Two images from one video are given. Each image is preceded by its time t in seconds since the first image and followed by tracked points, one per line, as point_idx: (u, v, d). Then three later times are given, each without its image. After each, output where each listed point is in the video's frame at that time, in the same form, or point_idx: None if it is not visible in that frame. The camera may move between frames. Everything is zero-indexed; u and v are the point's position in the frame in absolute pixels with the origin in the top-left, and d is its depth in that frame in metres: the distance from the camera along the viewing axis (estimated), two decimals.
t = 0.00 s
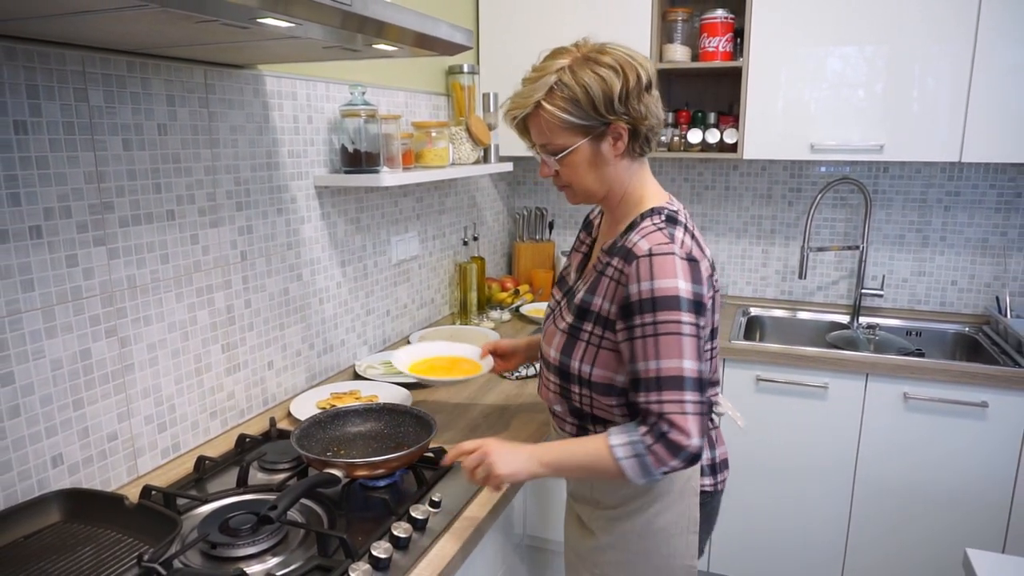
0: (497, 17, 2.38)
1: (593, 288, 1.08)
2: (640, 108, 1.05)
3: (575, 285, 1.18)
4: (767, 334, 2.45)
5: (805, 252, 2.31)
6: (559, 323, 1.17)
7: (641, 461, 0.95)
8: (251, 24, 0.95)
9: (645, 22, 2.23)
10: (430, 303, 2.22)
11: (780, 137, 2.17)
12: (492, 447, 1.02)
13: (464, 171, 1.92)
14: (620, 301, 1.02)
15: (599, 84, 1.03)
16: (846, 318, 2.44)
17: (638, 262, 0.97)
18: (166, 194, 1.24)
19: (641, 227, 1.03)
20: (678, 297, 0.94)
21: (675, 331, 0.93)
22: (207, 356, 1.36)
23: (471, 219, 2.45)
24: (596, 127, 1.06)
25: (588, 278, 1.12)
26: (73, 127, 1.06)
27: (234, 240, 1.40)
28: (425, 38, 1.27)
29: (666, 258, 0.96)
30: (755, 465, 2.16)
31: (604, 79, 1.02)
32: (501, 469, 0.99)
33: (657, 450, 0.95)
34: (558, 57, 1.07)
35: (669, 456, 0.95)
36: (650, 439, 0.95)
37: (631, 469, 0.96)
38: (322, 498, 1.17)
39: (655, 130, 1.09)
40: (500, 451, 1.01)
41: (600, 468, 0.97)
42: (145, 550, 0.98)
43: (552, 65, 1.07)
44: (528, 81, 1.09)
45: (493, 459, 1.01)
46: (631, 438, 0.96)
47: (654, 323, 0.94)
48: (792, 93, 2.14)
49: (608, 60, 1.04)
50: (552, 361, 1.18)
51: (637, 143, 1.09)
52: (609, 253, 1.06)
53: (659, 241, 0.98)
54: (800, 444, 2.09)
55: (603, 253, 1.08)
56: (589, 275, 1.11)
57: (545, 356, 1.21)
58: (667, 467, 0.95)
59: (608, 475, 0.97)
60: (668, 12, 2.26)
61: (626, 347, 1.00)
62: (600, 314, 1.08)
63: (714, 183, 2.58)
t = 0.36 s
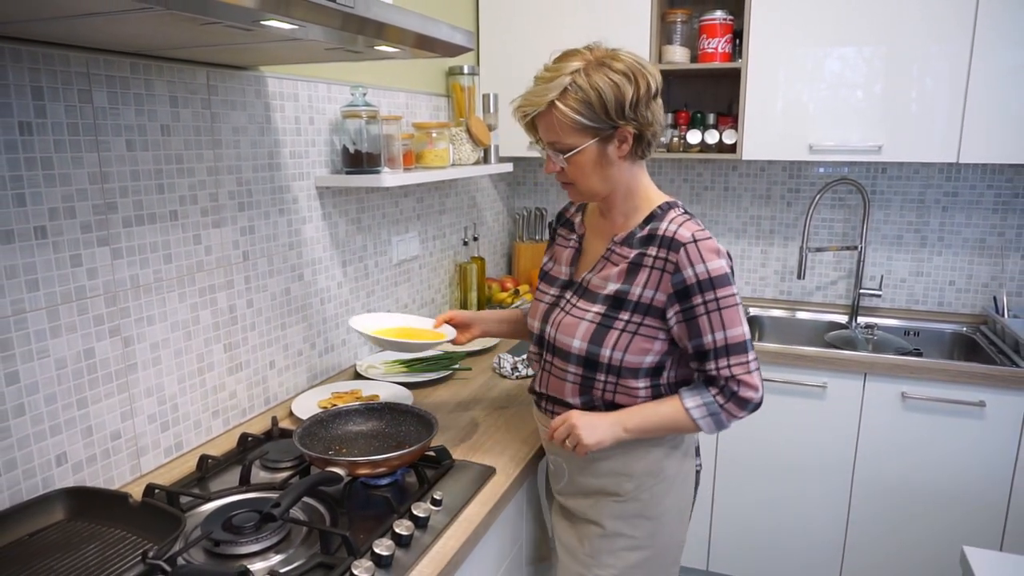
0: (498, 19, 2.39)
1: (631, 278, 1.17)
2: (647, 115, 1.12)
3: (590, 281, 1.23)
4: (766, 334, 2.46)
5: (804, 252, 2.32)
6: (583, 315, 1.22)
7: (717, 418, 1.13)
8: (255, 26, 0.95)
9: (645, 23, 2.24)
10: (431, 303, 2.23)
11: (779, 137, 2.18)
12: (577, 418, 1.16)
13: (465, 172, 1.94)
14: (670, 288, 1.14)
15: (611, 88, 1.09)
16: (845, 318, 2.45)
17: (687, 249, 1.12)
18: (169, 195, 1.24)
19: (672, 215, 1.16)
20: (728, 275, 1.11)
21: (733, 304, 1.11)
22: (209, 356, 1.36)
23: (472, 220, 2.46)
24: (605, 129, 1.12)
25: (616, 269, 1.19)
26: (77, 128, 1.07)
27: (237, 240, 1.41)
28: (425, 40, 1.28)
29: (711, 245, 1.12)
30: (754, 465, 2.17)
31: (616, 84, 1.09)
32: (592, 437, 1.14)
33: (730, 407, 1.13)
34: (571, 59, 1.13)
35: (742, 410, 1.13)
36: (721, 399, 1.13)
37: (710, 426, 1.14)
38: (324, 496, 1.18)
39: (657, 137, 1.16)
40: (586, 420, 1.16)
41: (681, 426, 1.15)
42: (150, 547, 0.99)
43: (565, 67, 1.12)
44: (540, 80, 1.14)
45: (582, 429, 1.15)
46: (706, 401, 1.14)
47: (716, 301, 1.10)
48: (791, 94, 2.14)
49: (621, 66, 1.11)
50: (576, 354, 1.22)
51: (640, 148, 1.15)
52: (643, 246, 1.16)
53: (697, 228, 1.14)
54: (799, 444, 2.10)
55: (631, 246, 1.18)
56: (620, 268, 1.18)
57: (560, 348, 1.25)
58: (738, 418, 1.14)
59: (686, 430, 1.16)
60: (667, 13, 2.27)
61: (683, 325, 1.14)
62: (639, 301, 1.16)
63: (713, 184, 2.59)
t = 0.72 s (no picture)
0: (499, 19, 2.39)
1: (637, 274, 1.18)
2: (639, 118, 1.13)
3: (594, 282, 1.23)
4: (767, 333, 2.47)
5: (805, 252, 2.33)
6: (590, 315, 1.21)
7: (724, 407, 1.15)
8: (261, 25, 0.96)
9: (646, 23, 2.24)
10: (433, 302, 2.24)
11: (779, 137, 2.18)
12: (584, 412, 1.17)
13: (467, 171, 1.94)
14: (676, 280, 1.16)
15: (604, 90, 1.09)
16: (845, 318, 2.45)
17: (692, 240, 1.14)
18: (173, 194, 1.25)
19: (671, 208, 1.18)
20: (731, 265, 1.14)
21: (736, 293, 1.14)
22: (212, 354, 1.37)
23: (473, 219, 2.46)
24: (596, 131, 1.13)
25: (621, 268, 1.20)
26: (82, 127, 1.07)
27: (240, 239, 1.41)
28: (427, 40, 1.28)
29: (714, 235, 1.15)
30: (755, 463, 2.17)
31: (609, 87, 1.09)
32: (599, 430, 1.15)
33: (737, 395, 1.15)
34: (564, 58, 1.13)
35: (747, 398, 1.16)
36: (727, 388, 1.16)
37: (716, 415, 1.16)
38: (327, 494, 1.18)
39: (649, 137, 1.17)
40: (592, 413, 1.16)
41: (689, 415, 1.17)
42: (155, 545, 1.00)
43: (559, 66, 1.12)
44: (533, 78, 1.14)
45: (590, 422, 1.16)
46: (712, 391, 1.16)
47: (721, 291, 1.13)
48: (791, 94, 2.15)
49: (615, 67, 1.10)
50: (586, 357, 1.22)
51: (630, 149, 1.17)
52: (645, 240, 1.18)
53: (699, 219, 1.16)
54: (800, 442, 2.11)
55: (632, 242, 1.19)
56: (624, 264, 1.19)
57: (568, 351, 1.24)
58: (744, 406, 1.16)
59: (693, 420, 1.18)
60: (669, 13, 2.28)
61: (688, 316, 1.17)
62: (646, 296, 1.18)
63: (714, 183, 2.59)
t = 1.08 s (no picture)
0: (501, 19, 2.39)
1: (648, 275, 1.19)
2: (653, 121, 1.15)
3: (602, 283, 1.23)
4: (768, 333, 2.47)
5: (806, 251, 2.33)
6: (601, 317, 1.22)
7: (737, 402, 1.19)
8: (267, 25, 0.96)
9: (649, 23, 2.24)
10: (435, 302, 2.24)
11: (781, 138, 2.19)
12: (600, 418, 1.17)
13: (469, 171, 1.94)
14: (687, 280, 1.17)
15: (621, 93, 1.10)
16: (846, 317, 2.46)
17: (703, 240, 1.16)
18: (177, 194, 1.25)
19: (679, 208, 1.20)
20: (740, 263, 1.17)
21: (746, 291, 1.17)
22: (217, 354, 1.37)
23: (475, 219, 2.47)
24: (610, 134, 1.13)
25: (631, 269, 1.20)
26: (88, 127, 1.08)
27: (244, 239, 1.42)
28: (431, 40, 1.28)
29: (723, 235, 1.17)
30: (756, 462, 2.18)
31: (626, 89, 1.10)
32: (617, 435, 1.16)
33: (749, 390, 1.19)
34: (578, 59, 1.13)
35: (758, 392, 1.19)
36: (740, 384, 1.19)
37: (730, 411, 1.18)
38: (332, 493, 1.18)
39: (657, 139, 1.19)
40: (608, 418, 1.17)
41: (702, 414, 1.19)
42: (162, 544, 1.00)
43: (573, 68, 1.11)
44: (547, 79, 1.13)
45: (608, 428, 1.16)
46: (725, 388, 1.19)
47: (732, 289, 1.16)
48: (793, 94, 2.15)
49: (630, 69, 1.11)
50: (598, 359, 1.23)
51: (641, 150, 1.18)
52: (656, 241, 1.19)
53: (708, 219, 1.18)
54: (802, 441, 2.11)
55: (641, 242, 1.20)
56: (635, 265, 1.20)
57: (580, 354, 1.24)
58: (754, 401, 1.20)
59: (705, 418, 1.20)
60: (670, 13, 2.28)
61: (699, 315, 1.19)
62: (659, 297, 1.19)
63: (715, 183, 2.59)
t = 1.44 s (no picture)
0: (503, 19, 2.40)
1: (657, 276, 1.19)
2: (667, 125, 1.16)
3: (610, 284, 1.23)
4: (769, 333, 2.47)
5: (808, 251, 2.33)
6: (610, 318, 1.22)
7: (744, 404, 1.19)
8: (273, 25, 0.96)
9: (651, 23, 2.25)
10: (438, 301, 2.24)
11: (783, 138, 2.19)
12: (608, 422, 1.17)
13: (471, 170, 1.94)
14: (696, 282, 1.18)
15: (639, 99, 1.10)
16: (848, 317, 2.46)
17: (712, 242, 1.17)
18: (182, 193, 1.25)
19: (688, 210, 1.20)
20: (747, 266, 1.18)
21: (753, 293, 1.18)
22: (220, 353, 1.37)
23: (477, 218, 2.47)
24: (626, 140, 1.13)
25: (639, 271, 1.21)
26: (94, 126, 1.08)
27: (248, 238, 1.42)
28: (434, 39, 1.28)
29: (732, 237, 1.18)
30: (758, 462, 2.18)
31: (644, 95, 1.10)
32: (626, 439, 1.16)
33: (755, 392, 1.20)
34: (593, 64, 1.12)
35: (763, 394, 1.20)
36: (747, 386, 1.20)
37: (737, 413, 1.19)
38: (337, 492, 1.19)
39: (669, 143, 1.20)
40: (616, 421, 1.17)
41: (710, 416, 1.19)
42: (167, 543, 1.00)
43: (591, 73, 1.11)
44: (563, 85, 1.12)
45: (616, 433, 1.16)
46: (732, 390, 1.19)
47: (740, 291, 1.17)
48: (795, 94, 2.15)
49: (647, 74, 1.11)
50: (607, 360, 1.23)
51: (654, 155, 1.19)
52: (665, 243, 1.19)
53: (717, 221, 1.19)
54: (803, 441, 2.11)
55: (650, 244, 1.20)
56: (644, 266, 1.20)
57: (588, 355, 1.24)
58: (760, 403, 1.21)
59: (713, 421, 1.20)
60: (672, 13, 2.28)
61: (707, 317, 1.19)
62: (668, 299, 1.19)
63: (717, 183, 2.59)
